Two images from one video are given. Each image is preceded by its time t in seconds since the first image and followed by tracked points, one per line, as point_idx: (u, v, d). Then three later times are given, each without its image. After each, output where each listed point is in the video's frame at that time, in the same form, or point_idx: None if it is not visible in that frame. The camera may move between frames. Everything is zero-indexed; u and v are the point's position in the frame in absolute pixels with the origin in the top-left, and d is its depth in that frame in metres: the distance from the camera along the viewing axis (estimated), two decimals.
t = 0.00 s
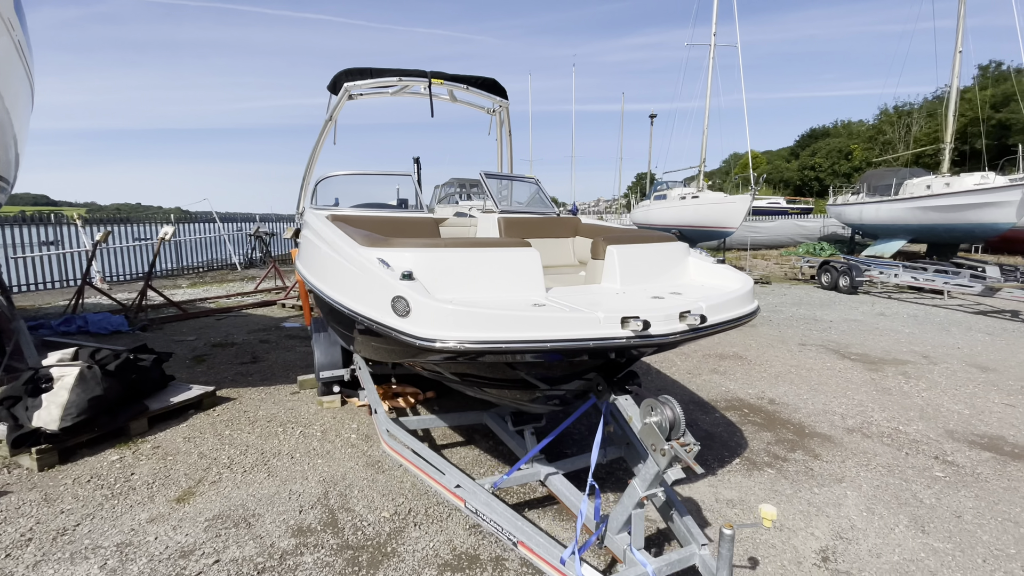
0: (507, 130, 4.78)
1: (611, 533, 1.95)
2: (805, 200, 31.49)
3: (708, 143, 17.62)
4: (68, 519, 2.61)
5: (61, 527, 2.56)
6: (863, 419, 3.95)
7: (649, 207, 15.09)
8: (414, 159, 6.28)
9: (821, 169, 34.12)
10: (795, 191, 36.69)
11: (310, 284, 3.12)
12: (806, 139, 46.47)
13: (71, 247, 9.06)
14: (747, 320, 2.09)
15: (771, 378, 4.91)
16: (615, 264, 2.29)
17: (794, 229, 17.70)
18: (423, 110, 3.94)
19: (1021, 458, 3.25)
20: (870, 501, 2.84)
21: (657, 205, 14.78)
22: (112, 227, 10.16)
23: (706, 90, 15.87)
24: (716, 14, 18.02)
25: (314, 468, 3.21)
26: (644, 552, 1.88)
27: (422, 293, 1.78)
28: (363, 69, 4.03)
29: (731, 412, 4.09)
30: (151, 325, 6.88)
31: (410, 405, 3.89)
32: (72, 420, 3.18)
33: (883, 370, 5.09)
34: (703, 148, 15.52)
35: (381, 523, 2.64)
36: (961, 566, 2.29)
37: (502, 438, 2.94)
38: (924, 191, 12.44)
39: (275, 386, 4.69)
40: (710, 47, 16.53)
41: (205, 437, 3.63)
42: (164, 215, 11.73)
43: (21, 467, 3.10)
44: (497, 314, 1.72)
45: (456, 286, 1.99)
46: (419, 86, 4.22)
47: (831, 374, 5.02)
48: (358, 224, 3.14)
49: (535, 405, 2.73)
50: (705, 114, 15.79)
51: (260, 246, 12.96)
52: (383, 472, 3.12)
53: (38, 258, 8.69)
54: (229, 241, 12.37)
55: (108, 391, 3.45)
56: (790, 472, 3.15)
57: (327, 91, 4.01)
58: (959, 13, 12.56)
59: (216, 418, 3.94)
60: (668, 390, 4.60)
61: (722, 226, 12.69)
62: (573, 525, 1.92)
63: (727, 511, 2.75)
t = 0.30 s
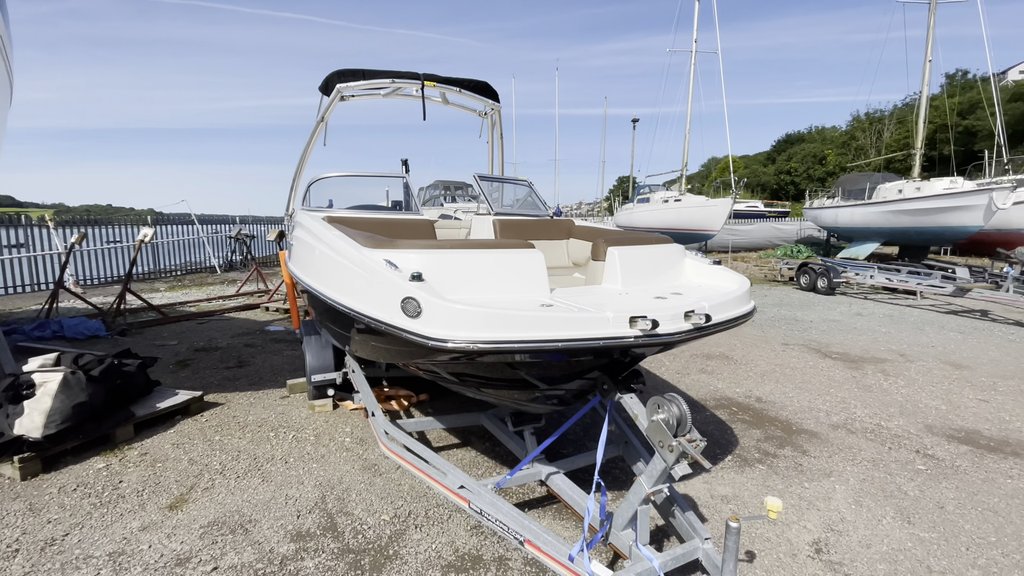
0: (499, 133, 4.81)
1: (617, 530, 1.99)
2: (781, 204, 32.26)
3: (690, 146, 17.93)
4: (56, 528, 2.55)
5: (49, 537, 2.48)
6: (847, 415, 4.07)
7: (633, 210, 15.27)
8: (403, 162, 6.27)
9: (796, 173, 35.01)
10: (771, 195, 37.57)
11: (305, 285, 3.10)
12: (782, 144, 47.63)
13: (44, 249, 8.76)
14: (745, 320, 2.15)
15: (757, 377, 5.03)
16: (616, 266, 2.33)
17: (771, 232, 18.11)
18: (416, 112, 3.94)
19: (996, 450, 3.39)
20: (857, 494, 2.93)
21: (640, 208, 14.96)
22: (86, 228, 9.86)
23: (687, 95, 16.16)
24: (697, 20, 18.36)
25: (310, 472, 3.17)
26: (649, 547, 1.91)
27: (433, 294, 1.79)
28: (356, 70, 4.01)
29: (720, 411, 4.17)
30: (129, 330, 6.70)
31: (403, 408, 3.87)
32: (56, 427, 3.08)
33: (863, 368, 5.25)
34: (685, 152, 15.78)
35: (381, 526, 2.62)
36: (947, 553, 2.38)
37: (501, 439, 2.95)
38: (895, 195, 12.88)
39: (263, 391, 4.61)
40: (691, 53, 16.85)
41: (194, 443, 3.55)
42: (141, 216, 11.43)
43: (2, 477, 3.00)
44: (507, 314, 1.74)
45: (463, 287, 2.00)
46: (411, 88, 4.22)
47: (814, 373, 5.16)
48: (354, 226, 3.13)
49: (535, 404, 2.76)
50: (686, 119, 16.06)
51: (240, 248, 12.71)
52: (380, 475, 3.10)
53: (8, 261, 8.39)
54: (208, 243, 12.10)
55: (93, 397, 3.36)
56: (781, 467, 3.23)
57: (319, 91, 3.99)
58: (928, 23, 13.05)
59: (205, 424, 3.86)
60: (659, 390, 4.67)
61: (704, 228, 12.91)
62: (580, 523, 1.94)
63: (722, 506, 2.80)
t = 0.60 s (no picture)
0: (491, 135, 4.83)
1: (622, 524, 2.04)
2: (760, 205, 32.94)
3: (673, 148, 18.16)
4: (52, 536, 2.51)
5: (45, 545, 2.44)
6: (832, 410, 4.21)
7: (617, 211, 15.44)
8: (393, 162, 6.26)
9: (774, 175, 35.79)
10: (749, 196, 38.34)
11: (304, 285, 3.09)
12: (760, 147, 48.61)
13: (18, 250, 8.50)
14: (745, 319, 2.21)
15: (744, 374, 5.16)
16: (619, 266, 2.37)
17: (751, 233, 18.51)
18: (411, 113, 3.95)
19: (973, 442, 3.55)
20: (845, 486, 3.03)
21: (625, 208, 15.13)
22: (62, 229, 9.59)
23: (670, 98, 16.43)
24: (679, 22, 18.61)
25: (308, 475, 3.16)
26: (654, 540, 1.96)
27: (447, 295, 1.82)
28: (349, 71, 4.01)
29: (711, 407, 4.27)
30: (111, 333, 6.55)
31: (398, 408, 3.87)
32: (46, 433, 3.02)
33: (844, 365, 5.42)
34: (668, 154, 16.03)
35: (385, 527, 2.63)
36: (933, 541, 2.49)
37: (501, 438, 2.99)
38: (871, 197, 13.28)
39: (254, 394, 4.56)
40: (674, 57, 17.12)
41: (187, 447, 3.50)
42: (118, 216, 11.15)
43: None
44: (521, 314, 1.78)
45: (472, 288, 2.03)
46: (405, 89, 4.23)
47: (798, 370, 5.31)
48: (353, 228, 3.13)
49: (538, 402, 2.80)
50: (669, 121, 16.31)
51: (221, 249, 12.48)
52: (380, 476, 3.10)
53: None
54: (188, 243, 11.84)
55: (83, 402, 3.29)
56: (771, 461, 3.33)
57: (313, 91, 3.97)
58: (902, 30, 13.47)
59: (196, 428, 3.81)
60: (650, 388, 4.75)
61: (688, 229, 13.13)
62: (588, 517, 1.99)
63: (718, 500, 2.88)
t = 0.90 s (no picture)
0: (484, 134, 4.83)
1: (628, 518, 2.08)
2: (739, 204, 33.53)
3: (655, 147, 18.36)
4: (42, 545, 2.44)
5: (35, 554, 2.37)
6: (817, 404, 4.34)
7: (601, 210, 15.56)
8: (381, 160, 6.20)
9: (752, 175, 36.50)
10: (728, 195, 39.02)
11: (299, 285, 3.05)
12: (738, 147, 49.50)
13: None
14: (744, 316, 2.27)
15: (732, 370, 5.27)
16: (621, 265, 2.41)
17: (732, 231, 18.85)
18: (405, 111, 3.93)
19: (952, 432, 3.69)
20: (835, 477, 3.13)
21: (609, 207, 15.27)
22: (33, 228, 9.25)
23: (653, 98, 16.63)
24: (661, 23, 18.40)
25: (306, 477, 3.12)
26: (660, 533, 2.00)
27: (459, 295, 1.83)
28: (342, 68, 3.97)
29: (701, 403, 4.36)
30: (88, 335, 6.35)
31: (393, 408, 3.85)
32: (30, 439, 2.92)
33: (827, 360, 5.58)
34: (651, 154, 16.22)
35: (387, 527, 2.62)
36: (920, 528, 2.58)
37: (501, 436, 3.00)
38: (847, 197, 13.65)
39: (243, 396, 4.48)
40: (656, 57, 17.32)
41: (178, 451, 3.43)
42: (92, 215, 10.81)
43: None
44: (532, 314, 1.79)
45: (479, 287, 2.04)
46: (398, 87, 4.20)
47: (783, 365, 5.44)
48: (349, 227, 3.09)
49: (540, 400, 2.83)
50: (652, 121, 16.52)
51: (200, 249, 12.21)
52: (379, 477, 3.09)
53: None
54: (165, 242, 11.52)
55: (68, 407, 3.20)
56: (763, 454, 3.42)
57: (305, 88, 3.92)
58: (876, 34, 13.87)
59: (186, 431, 3.73)
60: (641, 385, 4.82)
61: (671, 228, 13.32)
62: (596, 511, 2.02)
63: (714, 493, 2.94)
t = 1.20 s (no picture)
0: (478, 132, 4.80)
1: (639, 514, 2.09)
2: (719, 202, 34.08)
3: (639, 145, 18.50)
4: (33, 556, 2.35)
5: (26, 566, 2.28)
6: (807, 398, 4.44)
7: (586, 208, 15.65)
8: (370, 156, 6.11)
9: (731, 174, 37.10)
10: (708, 193, 39.62)
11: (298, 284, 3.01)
12: (717, 146, 50.26)
13: None
14: (750, 313, 2.30)
15: (722, 366, 5.35)
16: (628, 264, 2.41)
17: (713, 229, 19.14)
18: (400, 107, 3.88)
19: (937, 424, 3.82)
20: (829, 470, 3.20)
21: (594, 206, 15.37)
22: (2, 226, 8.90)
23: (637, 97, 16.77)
24: (645, 24, 19.16)
25: (305, 480, 3.07)
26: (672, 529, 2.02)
27: (475, 294, 1.82)
28: (335, 64, 3.90)
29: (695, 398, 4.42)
30: (66, 338, 6.14)
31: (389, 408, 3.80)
32: (16, 447, 2.81)
33: (813, 355, 5.71)
34: (635, 152, 16.37)
35: (392, 529, 2.60)
36: (914, 517, 2.66)
37: (504, 435, 2.99)
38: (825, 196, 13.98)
39: (233, 398, 4.39)
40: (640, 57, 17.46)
41: (170, 456, 3.34)
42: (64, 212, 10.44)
43: None
44: (549, 312, 1.79)
45: (491, 287, 2.04)
46: (392, 84, 4.14)
47: (771, 360, 5.55)
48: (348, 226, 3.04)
49: (544, 399, 2.83)
50: (636, 120, 16.66)
51: (178, 248, 11.90)
52: (380, 478, 3.05)
53: None
54: (141, 241, 11.20)
55: (54, 412, 3.08)
56: (759, 448, 3.48)
57: (297, 83, 3.84)
58: (853, 36, 14.22)
59: (177, 435, 3.63)
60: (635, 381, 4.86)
61: (656, 226, 13.46)
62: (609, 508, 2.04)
63: (715, 488, 2.98)
